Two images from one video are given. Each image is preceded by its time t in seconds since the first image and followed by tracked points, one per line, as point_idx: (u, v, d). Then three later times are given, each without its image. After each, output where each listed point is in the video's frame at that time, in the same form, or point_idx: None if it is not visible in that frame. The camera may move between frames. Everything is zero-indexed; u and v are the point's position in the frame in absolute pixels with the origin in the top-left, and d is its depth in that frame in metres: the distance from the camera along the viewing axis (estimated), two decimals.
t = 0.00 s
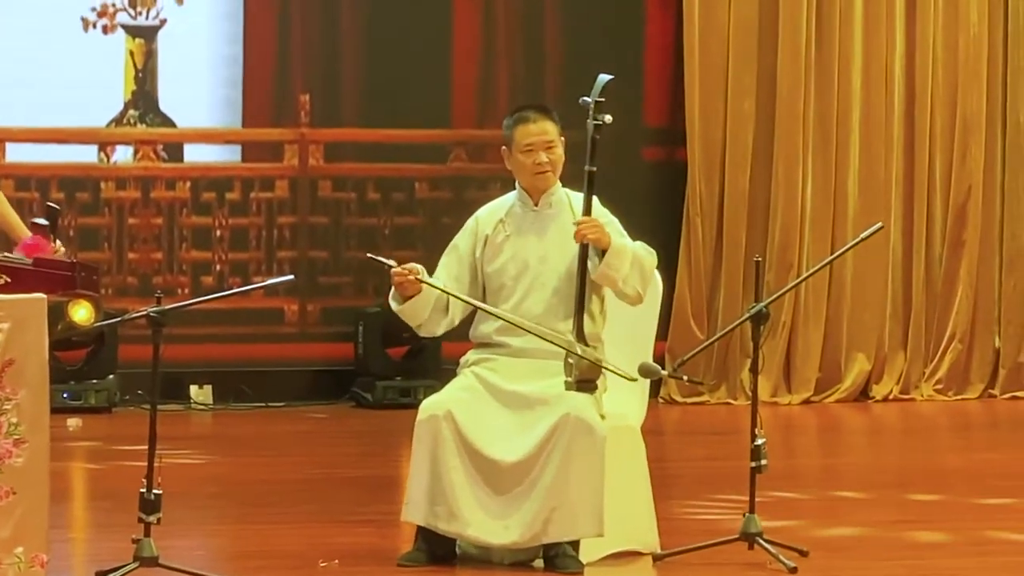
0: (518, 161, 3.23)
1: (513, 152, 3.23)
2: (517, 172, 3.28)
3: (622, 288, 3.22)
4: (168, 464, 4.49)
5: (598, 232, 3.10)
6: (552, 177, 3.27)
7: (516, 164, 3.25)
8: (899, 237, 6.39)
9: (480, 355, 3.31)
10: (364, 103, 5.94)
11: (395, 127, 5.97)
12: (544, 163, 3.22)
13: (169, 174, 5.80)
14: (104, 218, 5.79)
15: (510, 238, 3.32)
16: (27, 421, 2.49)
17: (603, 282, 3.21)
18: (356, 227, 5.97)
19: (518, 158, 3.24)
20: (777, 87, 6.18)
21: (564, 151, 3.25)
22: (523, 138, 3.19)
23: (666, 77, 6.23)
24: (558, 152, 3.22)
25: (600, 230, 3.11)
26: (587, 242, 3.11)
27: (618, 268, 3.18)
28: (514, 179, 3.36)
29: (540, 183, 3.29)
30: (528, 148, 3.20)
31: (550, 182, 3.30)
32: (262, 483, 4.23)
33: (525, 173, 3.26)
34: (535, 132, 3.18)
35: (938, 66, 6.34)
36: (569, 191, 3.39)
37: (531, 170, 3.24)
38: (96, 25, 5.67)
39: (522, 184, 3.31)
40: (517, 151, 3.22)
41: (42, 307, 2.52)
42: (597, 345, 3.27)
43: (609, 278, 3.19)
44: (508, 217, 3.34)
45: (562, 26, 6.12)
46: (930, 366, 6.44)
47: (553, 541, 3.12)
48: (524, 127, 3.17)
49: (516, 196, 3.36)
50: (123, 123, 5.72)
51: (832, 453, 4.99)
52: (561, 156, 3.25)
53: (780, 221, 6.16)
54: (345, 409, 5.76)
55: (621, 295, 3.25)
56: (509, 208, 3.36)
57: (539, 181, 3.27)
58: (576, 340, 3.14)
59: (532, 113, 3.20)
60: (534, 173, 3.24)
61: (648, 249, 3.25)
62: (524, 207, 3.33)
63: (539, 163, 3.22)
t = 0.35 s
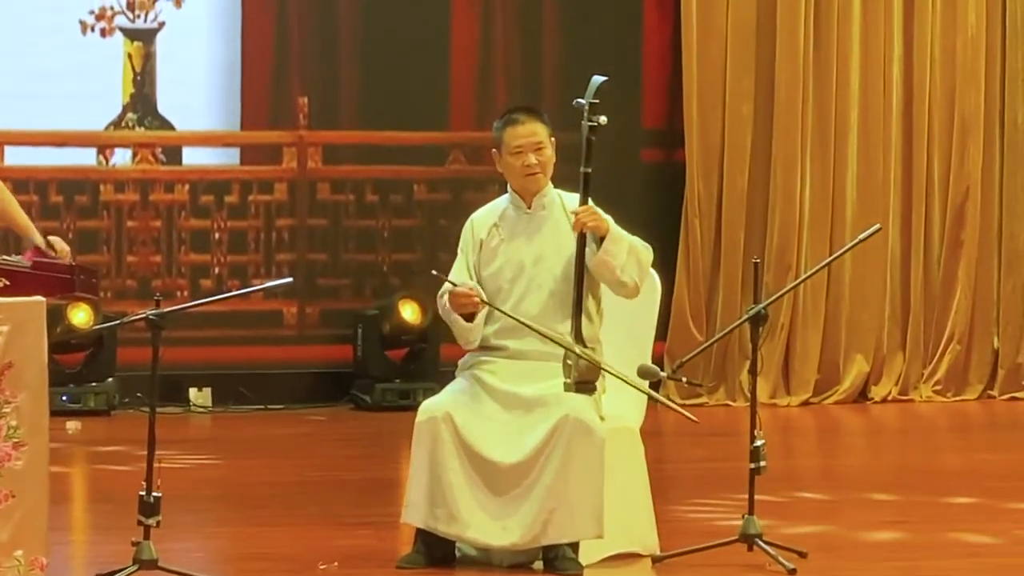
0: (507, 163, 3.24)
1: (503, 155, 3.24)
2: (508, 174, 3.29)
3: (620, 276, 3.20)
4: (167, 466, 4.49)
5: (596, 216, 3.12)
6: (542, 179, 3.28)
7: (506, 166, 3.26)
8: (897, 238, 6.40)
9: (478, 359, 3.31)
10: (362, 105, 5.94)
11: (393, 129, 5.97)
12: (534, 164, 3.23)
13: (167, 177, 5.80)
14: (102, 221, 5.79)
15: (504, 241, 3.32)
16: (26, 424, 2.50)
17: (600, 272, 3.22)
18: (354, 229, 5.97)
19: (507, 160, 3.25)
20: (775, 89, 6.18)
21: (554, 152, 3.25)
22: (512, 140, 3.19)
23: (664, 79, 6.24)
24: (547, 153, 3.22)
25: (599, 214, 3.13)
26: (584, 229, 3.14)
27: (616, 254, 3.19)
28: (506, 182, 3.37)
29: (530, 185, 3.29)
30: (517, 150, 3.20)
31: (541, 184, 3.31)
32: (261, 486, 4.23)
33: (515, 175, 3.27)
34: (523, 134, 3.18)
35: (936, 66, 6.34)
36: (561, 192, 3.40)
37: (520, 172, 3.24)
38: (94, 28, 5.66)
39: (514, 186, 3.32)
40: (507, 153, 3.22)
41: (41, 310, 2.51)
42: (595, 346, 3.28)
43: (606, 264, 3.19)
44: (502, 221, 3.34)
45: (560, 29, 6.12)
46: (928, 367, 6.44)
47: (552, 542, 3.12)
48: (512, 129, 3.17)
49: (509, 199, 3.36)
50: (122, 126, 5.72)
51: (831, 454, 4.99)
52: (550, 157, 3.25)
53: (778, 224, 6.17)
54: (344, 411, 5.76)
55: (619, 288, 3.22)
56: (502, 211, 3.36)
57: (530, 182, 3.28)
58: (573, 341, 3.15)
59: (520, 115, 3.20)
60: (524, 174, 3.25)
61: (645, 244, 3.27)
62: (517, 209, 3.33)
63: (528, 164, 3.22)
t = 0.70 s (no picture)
0: (509, 165, 3.25)
1: (505, 157, 3.24)
2: (510, 177, 3.29)
3: (622, 294, 3.21)
4: (171, 468, 4.49)
5: (595, 239, 3.12)
6: (544, 182, 3.29)
7: (508, 169, 3.27)
8: (901, 239, 6.39)
9: (482, 360, 3.31)
10: (365, 106, 5.94)
11: (396, 131, 5.97)
12: (536, 167, 3.23)
13: (171, 178, 5.80)
14: (106, 222, 5.79)
15: (507, 244, 3.32)
16: (31, 426, 2.50)
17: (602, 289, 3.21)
18: (357, 230, 5.97)
19: (509, 163, 3.25)
20: (778, 90, 6.18)
21: (557, 156, 3.25)
22: (514, 143, 3.19)
23: (668, 80, 6.24)
24: (549, 157, 3.23)
25: (597, 236, 3.12)
26: (583, 249, 3.14)
27: (616, 275, 3.18)
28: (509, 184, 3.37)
29: (532, 189, 3.30)
30: (519, 154, 3.21)
31: (544, 187, 3.31)
32: (265, 487, 4.23)
33: (517, 178, 3.27)
34: (526, 138, 3.18)
35: (939, 66, 6.34)
36: (564, 194, 3.40)
37: (522, 175, 3.25)
38: (98, 30, 5.65)
39: (517, 189, 3.32)
40: (509, 156, 3.23)
41: (45, 311, 2.52)
42: (598, 347, 3.28)
43: (607, 284, 3.19)
44: (504, 223, 3.34)
45: (563, 30, 6.12)
46: (932, 367, 6.44)
47: (555, 543, 3.12)
48: (514, 133, 3.17)
49: (512, 202, 3.36)
50: (126, 127, 5.73)
51: (835, 454, 4.99)
52: (552, 160, 3.25)
53: (782, 226, 6.17)
54: (348, 413, 5.76)
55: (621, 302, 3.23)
56: (505, 214, 3.36)
57: (532, 186, 3.28)
58: (576, 342, 3.15)
59: (523, 118, 3.19)
60: (526, 178, 3.26)
61: (648, 256, 3.24)
62: (520, 212, 3.33)
63: (530, 168, 3.23)
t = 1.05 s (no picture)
0: (519, 167, 3.24)
1: (515, 159, 3.23)
2: (520, 179, 3.28)
3: (629, 296, 3.19)
4: (183, 470, 4.49)
5: (603, 241, 3.10)
6: (553, 184, 3.28)
7: (517, 170, 3.26)
8: (913, 240, 6.37)
9: (494, 362, 3.31)
10: (376, 108, 5.94)
11: (407, 132, 5.97)
12: (545, 169, 3.22)
13: (182, 180, 5.81)
14: (117, 225, 5.79)
15: (518, 246, 3.32)
16: (42, 428, 2.50)
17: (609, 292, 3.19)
18: (369, 232, 5.97)
19: (519, 165, 3.24)
20: (790, 90, 6.17)
21: (567, 158, 3.25)
22: (523, 144, 3.18)
23: (679, 82, 6.22)
24: (558, 159, 3.22)
25: (605, 239, 3.10)
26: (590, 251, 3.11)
27: (623, 277, 3.16)
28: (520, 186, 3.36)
29: (542, 191, 3.29)
30: (528, 155, 3.20)
31: (554, 189, 3.31)
32: (277, 489, 4.23)
33: (526, 179, 3.26)
34: (535, 139, 3.17)
35: (951, 67, 6.31)
36: (575, 195, 3.39)
37: (531, 177, 3.24)
38: (108, 32, 5.65)
39: (527, 191, 3.31)
40: (518, 158, 3.22)
41: (56, 313, 2.53)
42: (609, 349, 3.27)
43: (614, 287, 3.17)
44: (515, 225, 3.34)
45: (575, 31, 6.11)
46: (944, 368, 6.42)
47: (567, 544, 3.11)
48: (524, 134, 3.17)
49: (523, 203, 3.36)
50: (137, 130, 5.73)
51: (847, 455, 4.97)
52: (562, 162, 3.25)
53: (793, 228, 6.15)
54: (359, 415, 5.76)
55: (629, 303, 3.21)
56: (516, 215, 3.35)
57: (541, 188, 3.28)
58: (586, 344, 3.14)
59: (532, 119, 3.19)
60: (535, 179, 3.25)
61: (654, 258, 3.23)
62: (531, 214, 3.33)
63: (540, 170, 3.22)
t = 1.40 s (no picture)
0: (535, 166, 3.24)
1: (531, 157, 3.23)
2: (537, 178, 3.28)
3: (647, 295, 3.18)
4: (201, 469, 4.50)
5: (619, 241, 3.09)
6: (570, 183, 3.27)
7: (534, 169, 3.26)
8: (930, 238, 6.34)
9: (511, 361, 3.30)
10: (393, 108, 5.94)
11: (423, 132, 5.97)
12: (561, 168, 3.22)
13: (200, 180, 5.81)
14: (135, 225, 5.80)
15: (535, 245, 3.31)
16: (60, 428, 2.51)
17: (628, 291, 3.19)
18: (386, 231, 5.97)
19: (535, 163, 3.24)
20: (807, 89, 6.15)
21: (583, 158, 3.24)
22: (539, 143, 3.18)
23: (697, 82, 6.21)
24: (575, 158, 3.22)
25: (621, 239, 3.10)
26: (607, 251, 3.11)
27: (641, 276, 3.15)
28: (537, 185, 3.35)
29: (558, 190, 3.29)
30: (544, 154, 3.20)
31: (572, 188, 3.30)
32: (294, 488, 4.23)
33: (543, 178, 3.26)
34: (552, 138, 3.17)
35: (969, 65, 6.28)
36: (592, 193, 3.38)
37: (547, 175, 3.24)
38: (125, 32, 5.66)
39: (544, 190, 3.31)
40: (535, 157, 3.22)
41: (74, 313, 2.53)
42: (626, 348, 3.26)
43: (632, 287, 3.16)
44: (532, 224, 3.33)
45: (592, 29, 6.10)
46: (962, 366, 6.39)
47: (584, 543, 3.10)
48: (540, 133, 3.17)
49: (540, 202, 3.35)
50: (154, 130, 5.74)
51: (865, 454, 4.95)
52: (579, 162, 3.24)
53: (811, 227, 6.14)
54: (377, 414, 5.76)
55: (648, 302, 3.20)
56: (532, 214, 3.34)
57: (558, 187, 3.27)
58: (603, 342, 3.13)
59: (549, 118, 3.19)
60: (551, 178, 3.24)
61: (673, 256, 3.21)
62: (548, 213, 3.32)
63: (556, 169, 3.22)
